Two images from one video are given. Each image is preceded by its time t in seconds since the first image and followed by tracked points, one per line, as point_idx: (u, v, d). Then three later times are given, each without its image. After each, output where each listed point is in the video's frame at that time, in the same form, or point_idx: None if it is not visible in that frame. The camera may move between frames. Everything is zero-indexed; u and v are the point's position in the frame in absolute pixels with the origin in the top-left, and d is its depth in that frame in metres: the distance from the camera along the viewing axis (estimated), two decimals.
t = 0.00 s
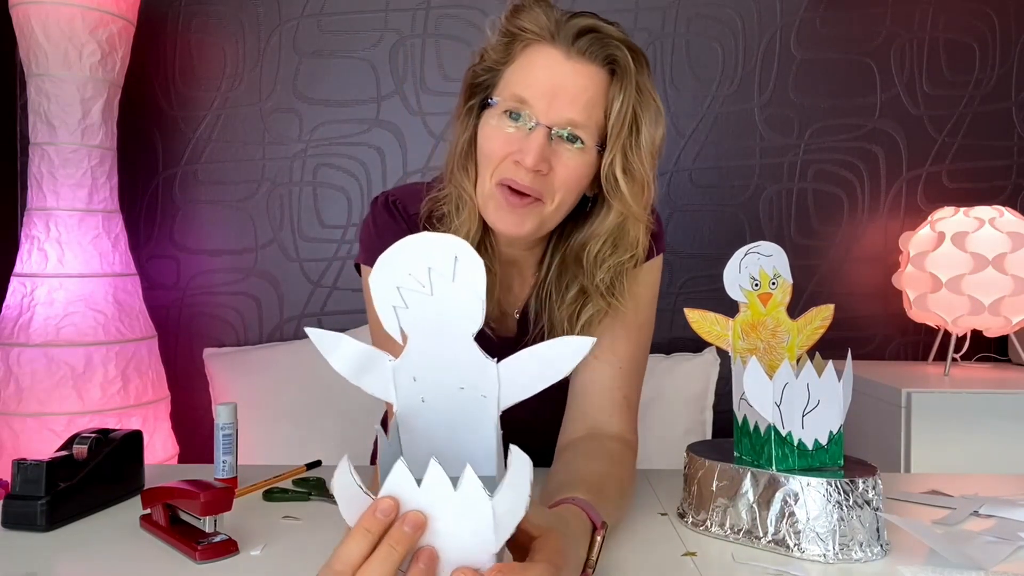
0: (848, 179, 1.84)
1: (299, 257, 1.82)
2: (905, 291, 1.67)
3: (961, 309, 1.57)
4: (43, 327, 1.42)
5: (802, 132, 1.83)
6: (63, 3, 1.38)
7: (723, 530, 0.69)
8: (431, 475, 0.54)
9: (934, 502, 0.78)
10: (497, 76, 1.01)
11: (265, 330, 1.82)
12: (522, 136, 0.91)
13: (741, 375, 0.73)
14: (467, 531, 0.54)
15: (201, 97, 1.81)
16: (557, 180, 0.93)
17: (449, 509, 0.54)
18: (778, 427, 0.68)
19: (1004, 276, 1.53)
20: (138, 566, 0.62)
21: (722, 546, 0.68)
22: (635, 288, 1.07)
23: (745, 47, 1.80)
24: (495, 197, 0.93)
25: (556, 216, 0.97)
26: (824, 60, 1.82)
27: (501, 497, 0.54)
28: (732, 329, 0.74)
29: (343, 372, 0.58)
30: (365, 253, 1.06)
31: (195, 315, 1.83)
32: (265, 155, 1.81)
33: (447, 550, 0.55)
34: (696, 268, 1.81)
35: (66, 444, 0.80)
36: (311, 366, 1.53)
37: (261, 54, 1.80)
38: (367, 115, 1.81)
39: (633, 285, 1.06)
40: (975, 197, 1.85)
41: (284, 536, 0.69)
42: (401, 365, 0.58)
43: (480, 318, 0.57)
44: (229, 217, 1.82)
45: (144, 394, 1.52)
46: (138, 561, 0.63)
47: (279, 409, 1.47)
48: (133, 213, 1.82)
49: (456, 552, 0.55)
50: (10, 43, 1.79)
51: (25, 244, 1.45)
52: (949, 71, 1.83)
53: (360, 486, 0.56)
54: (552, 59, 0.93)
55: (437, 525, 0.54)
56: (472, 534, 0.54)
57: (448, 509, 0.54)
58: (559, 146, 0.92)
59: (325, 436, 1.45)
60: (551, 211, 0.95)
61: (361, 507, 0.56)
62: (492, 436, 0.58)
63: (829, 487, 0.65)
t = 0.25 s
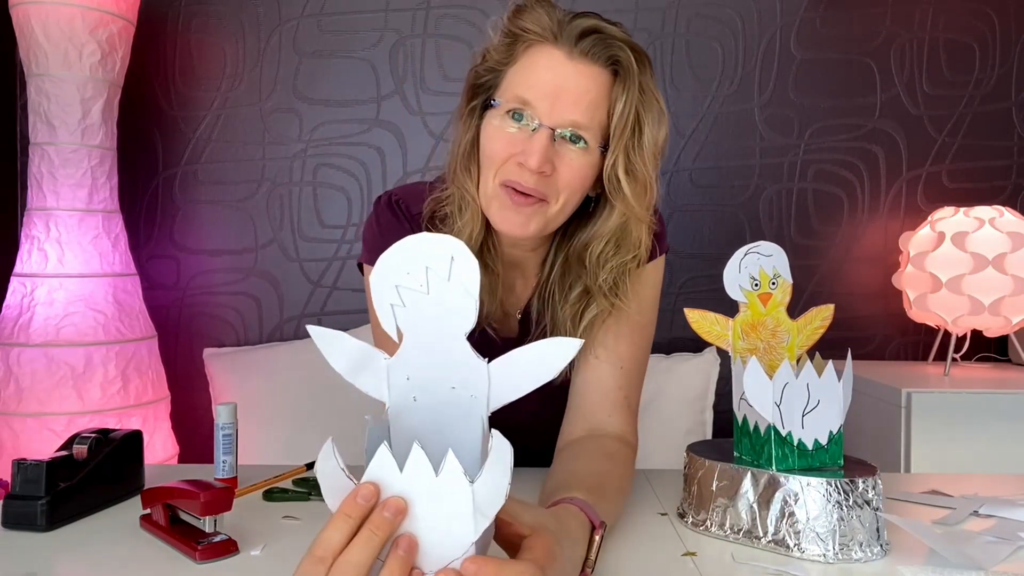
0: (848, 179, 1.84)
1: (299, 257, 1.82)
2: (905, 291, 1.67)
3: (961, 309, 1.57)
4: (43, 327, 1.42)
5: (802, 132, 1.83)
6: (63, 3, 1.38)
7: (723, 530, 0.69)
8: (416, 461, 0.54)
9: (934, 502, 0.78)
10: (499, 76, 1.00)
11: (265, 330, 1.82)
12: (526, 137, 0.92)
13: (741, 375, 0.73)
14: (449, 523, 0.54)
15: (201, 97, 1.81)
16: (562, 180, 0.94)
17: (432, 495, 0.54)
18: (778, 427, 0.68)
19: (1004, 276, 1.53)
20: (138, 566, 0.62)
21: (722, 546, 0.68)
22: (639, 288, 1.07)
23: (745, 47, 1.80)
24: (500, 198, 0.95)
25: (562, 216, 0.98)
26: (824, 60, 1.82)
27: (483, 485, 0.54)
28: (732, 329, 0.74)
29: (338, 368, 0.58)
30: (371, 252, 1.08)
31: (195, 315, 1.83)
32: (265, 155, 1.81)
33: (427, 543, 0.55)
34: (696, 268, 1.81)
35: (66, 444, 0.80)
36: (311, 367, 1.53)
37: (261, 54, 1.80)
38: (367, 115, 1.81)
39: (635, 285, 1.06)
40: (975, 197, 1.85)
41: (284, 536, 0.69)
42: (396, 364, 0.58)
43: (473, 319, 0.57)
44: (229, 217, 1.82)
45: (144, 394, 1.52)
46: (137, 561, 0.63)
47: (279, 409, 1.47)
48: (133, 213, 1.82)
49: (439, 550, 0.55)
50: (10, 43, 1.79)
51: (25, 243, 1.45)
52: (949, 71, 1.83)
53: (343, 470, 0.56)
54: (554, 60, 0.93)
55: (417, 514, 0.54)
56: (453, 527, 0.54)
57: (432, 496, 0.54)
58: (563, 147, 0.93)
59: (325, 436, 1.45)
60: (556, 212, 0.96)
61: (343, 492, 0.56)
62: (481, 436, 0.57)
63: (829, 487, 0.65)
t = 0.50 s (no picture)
0: (848, 179, 1.84)
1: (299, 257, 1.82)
2: (905, 291, 1.67)
3: (961, 309, 1.57)
4: (43, 327, 1.42)
5: (802, 132, 1.83)
6: (63, 2, 1.38)
7: (723, 530, 0.69)
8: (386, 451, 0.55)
9: (934, 503, 0.78)
10: (508, 77, 1.01)
11: (265, 330, 1.82)
12: (535, 137, 0.93)
13: (741, 375, 0.73)
14: (432, 497, 0.56)
15: (201, 97, 1.81)
16: (571, 180, 0.95)
17: (408, 477, 0.55)
18: (778, 427, 0.68)
19: (1004, 276, 1.53)
20: (138, 566, 0.62)
21: (722, 546, 0.68)
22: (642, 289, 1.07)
23: (745, 47, 1.80)
24: (509, 196, 0.97)
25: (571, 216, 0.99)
26: (824, 60, 1.82)
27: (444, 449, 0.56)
28: (732, 329, 0.74)
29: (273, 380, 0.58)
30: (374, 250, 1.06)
31: (195, 315, 1.83)
32: (265, 155, 1.81)
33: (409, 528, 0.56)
34: (696, 268, 1.81)
35: (66, 445, 0.80)
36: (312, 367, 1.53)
37: (261, 54, 1.80)
38: (367, 115, 1.81)
39: (638, 286, 1.06)
40: (975, 197, 1.85)
41: (284, 536, 0.69)
42: (334, 360, 0.56)
43: (403, 297, 0.55)
44: (229, 217, 1.82)
45: (144, 394, 1.52)
46: (137, 561, 0.63)
47: (280, 408, 1.47)
48: (133, 213, 1.82)
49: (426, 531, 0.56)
50: (10, 43, 1.79)
51: (25, 243, 1.45)
52: (949, 71, 1.83)
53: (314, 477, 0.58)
54: (563, 61, 0.93)
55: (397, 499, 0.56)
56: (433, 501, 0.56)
57: (409, 478, 0.55)
58: (572, 147, 0.94)
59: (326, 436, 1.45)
60: (565, 211, 0.97)
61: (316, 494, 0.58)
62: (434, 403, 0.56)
63: (829, 487, 0.65)
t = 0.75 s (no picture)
0: (848, 179, 1.84)
1: (299, 257, 1.82)
2: (905, 291, 1.67)
3: (961, 309, 1.57)
4: (43, 328, 1.42)
5: (802, 132, 1.83)
6: (63, 3, 1.38)
7: (723, 530, 0.69)
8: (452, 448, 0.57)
9: (934, 502, 0.78)
10: (537, 68, 1.03)
11: (265, 329, 1.82)
12: (559, 126, 0.96)
13: (741, 375, 0.73)
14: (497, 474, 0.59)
15: (201, 97, 1.81)
16: (592, 167, 0.98)
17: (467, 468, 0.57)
18: (778, 427, 0.68)
19: (1004, 276, 1.53)
20: (138, 566, 0.62)
21: (722, 546, 0.68)
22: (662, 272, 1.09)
23: (745, 47, 1.80)
24: (532, 180, 1.01)
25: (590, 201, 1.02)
26: (823, 60, 1.82)
27: (465, 411, 0.64)
28: (732, 328, 0.74)
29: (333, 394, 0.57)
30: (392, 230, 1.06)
31: (195, 314, 1.83)
32: (265, 155, 1.81)
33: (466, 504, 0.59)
34: (696, 268, 1.81)
35: (66, 445, 0.80)
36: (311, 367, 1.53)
37: (261, 54, 1.80)
38: (367, 115, 1.81)
39: (658, 268, 1.08)
40: (975, 197, 1.85)
41: (284, 536, 0.69)
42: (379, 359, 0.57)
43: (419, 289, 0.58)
44: (230, 217, 1.82)
45: (144, 394, 1.52)
46: (137, 561, 0.63)
47: (279, 409, 1.47)
48: (133, 213, 1.82)
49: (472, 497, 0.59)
50: (10, 43, 1.79)
51: (25, 244, 1.45)
52: (948, 71, 1.83)
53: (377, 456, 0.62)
54: (588, 56, 0.96)
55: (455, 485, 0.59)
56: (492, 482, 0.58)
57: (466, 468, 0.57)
58: (594, 137, 0.96)
59: (325, 436, 1.45)
60: (585, 195, 1.00)
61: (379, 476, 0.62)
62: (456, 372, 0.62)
63: (830, 487, 0.64)
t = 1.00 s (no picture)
0: (848, 179, 1.84)
1: (299, 257, 1.82)
2: (905, 291, 1.67)
3: (961, 309, 1.57)
4: (43, 328, 1.42)
5: (802, 132, 1.83)
6: (63, 3, 1.38)
7: (723, 530, 0.69)
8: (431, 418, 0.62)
9: (934, 502, 0.78)
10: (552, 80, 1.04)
11: (265, 329, 1.82)
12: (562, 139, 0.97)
13: (741, 375, 0.73)
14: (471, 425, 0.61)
15: (201, 97, 1.81)
16: (595, 177, 0.98)
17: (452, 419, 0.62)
18: (778, 427, 0.68)
19: (1004, 276, 1.53)
20: (137, 566, 0.62)
21: (722, 546, 0.67)
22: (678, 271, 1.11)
23: (745, 47, 1.80)
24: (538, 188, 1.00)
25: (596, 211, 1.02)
26: (823, 60, 1.82)
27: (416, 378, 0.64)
28: (732, 328, 0.74)
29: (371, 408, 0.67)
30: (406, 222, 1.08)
31: (195, 315, 1.83)
32: (265, 155, 1.81)
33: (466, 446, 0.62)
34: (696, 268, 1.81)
35: (66, 445, 0.79)
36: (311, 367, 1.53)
37: (261, 54, 1.80)
38: (367, 115, 1.81)
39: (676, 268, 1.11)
40: (975, 197, 1.85)
41: (284, 536, 0.69)
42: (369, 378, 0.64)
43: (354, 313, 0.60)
44: (230, 217, 1.82)
45: (144, 394, 1.52)
46: (137, 560, 0.63)
47: (279, 408, 1.47)
48: (133, 213, 1.82)
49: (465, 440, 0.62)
50: (10, 43, 1.79)
51: (25, 243, 1.46)
52: (948, 71, 1.83)
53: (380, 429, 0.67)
54: (591, 70, 0.96)
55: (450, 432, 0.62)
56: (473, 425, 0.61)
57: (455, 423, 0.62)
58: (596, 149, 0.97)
59: (326, 436, 1.45)
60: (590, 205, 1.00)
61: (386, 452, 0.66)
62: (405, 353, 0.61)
63: (830, 487, 0.64)
